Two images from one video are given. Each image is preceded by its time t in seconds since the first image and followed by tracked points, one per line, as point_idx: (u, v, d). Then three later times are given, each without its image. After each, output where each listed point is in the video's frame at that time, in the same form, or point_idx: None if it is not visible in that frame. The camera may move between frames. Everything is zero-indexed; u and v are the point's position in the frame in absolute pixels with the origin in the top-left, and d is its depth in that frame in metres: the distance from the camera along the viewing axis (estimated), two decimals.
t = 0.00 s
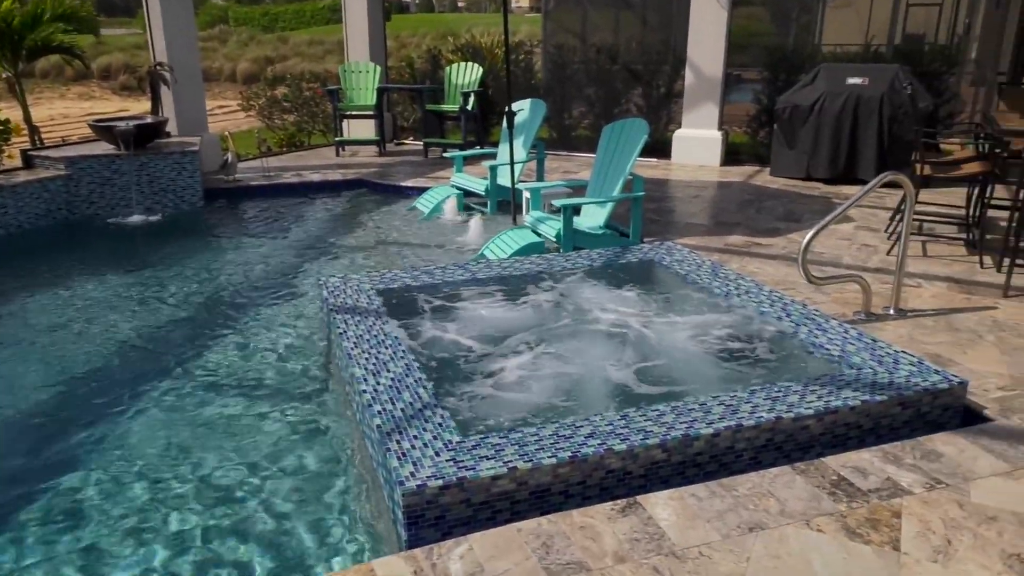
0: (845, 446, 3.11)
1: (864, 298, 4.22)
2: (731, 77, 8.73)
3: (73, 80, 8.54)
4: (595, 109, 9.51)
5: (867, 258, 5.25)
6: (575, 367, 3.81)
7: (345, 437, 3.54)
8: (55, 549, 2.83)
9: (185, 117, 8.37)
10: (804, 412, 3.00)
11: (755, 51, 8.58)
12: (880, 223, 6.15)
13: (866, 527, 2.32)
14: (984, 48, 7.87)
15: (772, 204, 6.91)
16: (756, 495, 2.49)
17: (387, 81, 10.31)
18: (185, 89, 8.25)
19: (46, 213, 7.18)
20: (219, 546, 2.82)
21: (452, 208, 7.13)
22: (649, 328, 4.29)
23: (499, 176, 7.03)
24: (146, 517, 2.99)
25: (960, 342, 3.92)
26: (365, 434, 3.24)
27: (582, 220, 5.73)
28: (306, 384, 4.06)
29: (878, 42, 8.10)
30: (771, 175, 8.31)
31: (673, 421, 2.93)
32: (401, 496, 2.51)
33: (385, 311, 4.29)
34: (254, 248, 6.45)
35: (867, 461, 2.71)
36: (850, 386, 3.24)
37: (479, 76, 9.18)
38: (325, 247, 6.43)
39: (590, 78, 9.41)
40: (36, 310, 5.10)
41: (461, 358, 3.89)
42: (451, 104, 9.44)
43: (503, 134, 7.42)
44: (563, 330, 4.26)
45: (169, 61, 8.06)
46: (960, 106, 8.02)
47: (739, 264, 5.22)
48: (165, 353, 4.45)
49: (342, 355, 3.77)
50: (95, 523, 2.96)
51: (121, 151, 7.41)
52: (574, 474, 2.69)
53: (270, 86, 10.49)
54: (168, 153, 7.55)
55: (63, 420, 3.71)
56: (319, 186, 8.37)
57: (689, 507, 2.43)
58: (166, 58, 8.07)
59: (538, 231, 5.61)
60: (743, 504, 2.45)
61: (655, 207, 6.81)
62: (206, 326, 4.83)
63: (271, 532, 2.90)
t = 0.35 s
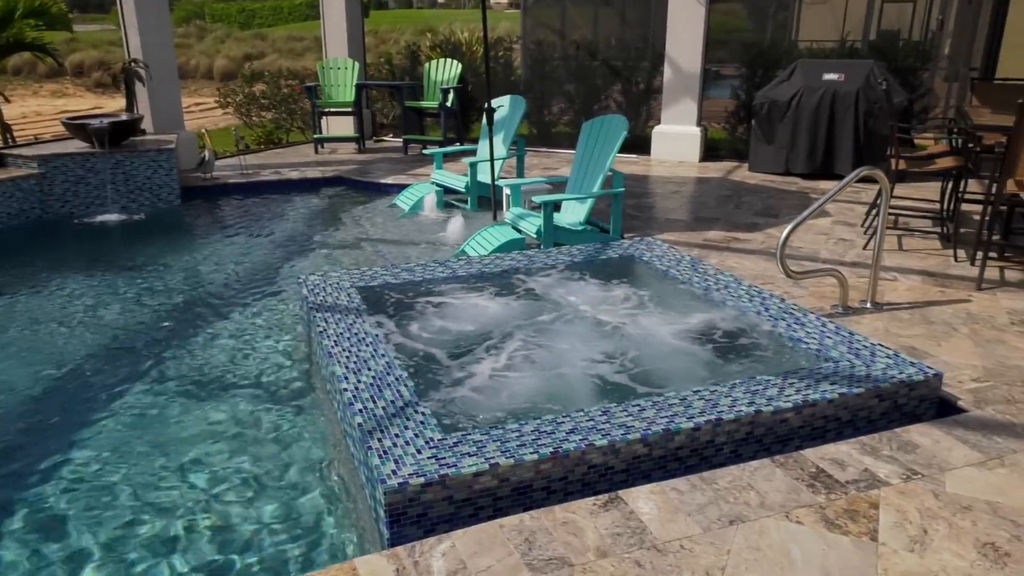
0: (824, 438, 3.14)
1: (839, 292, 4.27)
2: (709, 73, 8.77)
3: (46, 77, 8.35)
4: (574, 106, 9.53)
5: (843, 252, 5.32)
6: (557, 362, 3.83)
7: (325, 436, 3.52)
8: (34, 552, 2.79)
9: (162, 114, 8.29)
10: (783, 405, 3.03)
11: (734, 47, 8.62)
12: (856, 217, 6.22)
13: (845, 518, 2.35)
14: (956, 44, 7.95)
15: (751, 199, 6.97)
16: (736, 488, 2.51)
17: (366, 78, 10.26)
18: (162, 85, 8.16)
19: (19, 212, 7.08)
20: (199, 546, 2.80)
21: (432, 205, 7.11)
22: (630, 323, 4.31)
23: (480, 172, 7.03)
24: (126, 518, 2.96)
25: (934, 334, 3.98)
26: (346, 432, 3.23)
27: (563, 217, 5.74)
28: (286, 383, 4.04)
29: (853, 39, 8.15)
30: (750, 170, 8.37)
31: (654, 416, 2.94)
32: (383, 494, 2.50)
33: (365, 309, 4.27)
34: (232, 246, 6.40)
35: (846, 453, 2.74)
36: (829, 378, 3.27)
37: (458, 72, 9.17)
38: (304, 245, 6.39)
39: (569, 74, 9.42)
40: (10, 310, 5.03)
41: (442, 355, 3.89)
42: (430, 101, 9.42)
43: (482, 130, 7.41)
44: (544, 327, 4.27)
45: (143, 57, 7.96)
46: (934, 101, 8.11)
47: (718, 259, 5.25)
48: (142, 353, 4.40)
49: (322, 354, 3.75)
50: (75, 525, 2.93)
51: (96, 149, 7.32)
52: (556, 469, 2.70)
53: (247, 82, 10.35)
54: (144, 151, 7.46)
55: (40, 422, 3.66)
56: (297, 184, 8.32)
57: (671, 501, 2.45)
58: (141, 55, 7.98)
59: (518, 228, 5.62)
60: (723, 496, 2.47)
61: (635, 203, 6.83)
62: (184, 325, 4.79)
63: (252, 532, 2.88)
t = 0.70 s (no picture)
0: (810, 433, 3.16)
1: (824, 288, 4.30)
2: (695, 71, 8.80)
3: (28, 75, 7.86)
4: (561, 103, 9.53)
5: (828, 249, 5.35)
6: (545, 360, 3.83)
7: (313, 434, 3.51)
8: (18, 555, 2.76)
9: (146, 112, 8.22)
10: (769, 401, 3.04)
11: (719, 44, 8.65)
12: (841, 214, 6.26)
13: (831, 513, 2.37)
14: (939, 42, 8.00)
15: (737, 196, 7.00)
16: (723, 484, 2.52)
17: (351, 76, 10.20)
18: (145, 83, 8.10)
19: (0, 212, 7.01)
20: (187, 546, 2.79)
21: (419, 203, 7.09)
22: (616, 320, 4.32)
23: (467, 170, 7.02)
24: (111, 519, 2.94)
25: (918, 330, 4.01)
26: (334, 431, 3.22)
27: (550, 214, 5.74)
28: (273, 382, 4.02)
29: (837, 38, 8.14)
30: (736, 167, 8.41)
31: (642, 413, 2.95)
32: (372, 494, 2.49)
33: (352, 307, 4.26)
34: (217, 246, 6.35)
35: (831, 448, 2.76)
36: (814, 374, 3.29)
37: (444, 70, 9.15)
38: (290, 244, 6.36)
39: (555, 72, 9.41)
40: None
41: (429, 353, 3.88)
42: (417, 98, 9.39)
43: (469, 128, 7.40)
44: (531, 325, 4.27)
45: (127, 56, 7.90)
46: (917, 98, 8.16)
47: (705, 256, 5.27)
48: (128, 353, 4.37)
49: (309, 353, 3.73)
50: (59, 527, 2.90)
51: (78, 148, 7.25)
52: (544, 467, 2.70)
53: (234, 81, 10.18)
54: (127, 150, 7.39)
55: (23, 424, 3.62)
56: (283, 182, 8.28)
57: (659, 497, 2.46)
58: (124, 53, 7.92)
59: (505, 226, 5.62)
60: (711, 492, 2.48)
61: (622, 200, 6.84)
62: (170, 325, 4.76)
63: (239, 533, 2.86)
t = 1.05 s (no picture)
0: (806, 433, 3.17)
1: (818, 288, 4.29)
2: (691, 71, 8.81)
3: (23, 75, 7.60)
4: (557, 103, 9.54)
5: (824, 248, 5.35)
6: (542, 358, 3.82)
7: (309, 434, 3.51)
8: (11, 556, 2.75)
9: (141, 113, 8.20)
10: (765, 401, 3.04)
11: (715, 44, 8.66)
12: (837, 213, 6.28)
13: (827, 512, 2.38)
14: (934, 41, 8.01)
15: (733, 196, 7.01)
16: (719, 483, 2.53)
17: (347, 76, 10.19)
18: (140, 83, 8.09)
19: None
20: (184, 546, 2.79)
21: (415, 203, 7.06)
22: (612, 319, 4.33)
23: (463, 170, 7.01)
24: (105, 520, 2.93)
25: (913, 329, 4.02)
26: (330, 432, 3.22)
27: (546, 214, 5.74)
28: (268, 382, 4.01)
29: (832, 38, 8.19)
30: (731, 167, 8.41)
31: (638, 413, 2.95)
32: (368, 494, 2.49)
33: (348, 307, 4.26)
34: (213, 246, 6.34)
35: (828, 448, 2.76)
36: (810, 374, 3.30)
37: (440, 70, 9.14)
38: (286, 244, 6.35)
39: (551, 72, 9.42)
40: None
41: (425, 353, 3.88)
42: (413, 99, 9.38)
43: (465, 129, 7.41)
44: (527, 324, 4.26)
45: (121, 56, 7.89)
46: (913, 98, 8.17)
47: (701, 256, 5.28)
48: (124, 353, 4.36)
49: (305, 353, 3.74)
50: (53, 529, 2.89)
51: (73, 148, 7.24)
52: (541, 467, 2.70)
53: (229, 81, 10.14)
54: (123, 150, 7.37)
55: (16, 424, 3.61)
56: (278, 183, 8.26)
57: (655, 497, 2.46)
58: (119, 53, 7.91)
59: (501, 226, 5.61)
60: (707, 492, 2.48)
61: (618, 200, 6.84)
62: (165, 325, 4.75)
63: (235, 533, 2.86)
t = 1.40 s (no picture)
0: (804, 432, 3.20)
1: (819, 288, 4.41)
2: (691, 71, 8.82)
3: (22, 75, 7.28)
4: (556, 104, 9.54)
5: (824, 248, 5.36)
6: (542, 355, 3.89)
7: (310, 433, 3.52)
8: (9, 557, 2.74)
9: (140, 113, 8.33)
10: (763, 402, 3.06)
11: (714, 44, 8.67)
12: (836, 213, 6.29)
13: (827, 511, 2.38)
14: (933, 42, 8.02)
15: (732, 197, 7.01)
16: (719, 484, 2.54)
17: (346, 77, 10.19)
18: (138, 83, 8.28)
19: None
20: (186, 544, 2.79)
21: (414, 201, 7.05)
22: (611, 318, 4.35)
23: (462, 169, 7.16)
24: (105, 521, 2.93)
25: (913, 329, 4.02)
26: (331, 432, 3.25)
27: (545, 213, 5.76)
28: (269, 381, 4.02)
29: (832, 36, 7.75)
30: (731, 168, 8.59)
31: (638, 413, 3.00)
32: (368, 494, 2.49)
33: (350, 306, 4.32)
34: (213, 246, 6.33)
35: (827, 448, 2.77)
36: (808, 373, 3.32)
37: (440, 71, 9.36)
38: (286, 245, 6.34)
39: (551, 72, 9.42)
40: None
41: (425, 349, 3.91)
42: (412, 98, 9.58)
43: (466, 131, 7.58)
44: (527, 323, 4.28)
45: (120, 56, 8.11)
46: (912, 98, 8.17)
47: (700, 256, 5.28)
48: (124, 352, 4.36)
49: (306, 353, 3.80)
50: (50, 530, 2.89)
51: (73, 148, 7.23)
52: (540, 467, 2.73)
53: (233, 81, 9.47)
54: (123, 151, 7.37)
55: (13, 425, 3.60)
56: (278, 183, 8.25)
57: (655, 497, 2.47)
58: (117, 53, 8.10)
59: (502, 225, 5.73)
60: (707, 492, 2.49)
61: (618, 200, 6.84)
62: (165, 325, 4.76)
63: (236, 531, 2.87)
